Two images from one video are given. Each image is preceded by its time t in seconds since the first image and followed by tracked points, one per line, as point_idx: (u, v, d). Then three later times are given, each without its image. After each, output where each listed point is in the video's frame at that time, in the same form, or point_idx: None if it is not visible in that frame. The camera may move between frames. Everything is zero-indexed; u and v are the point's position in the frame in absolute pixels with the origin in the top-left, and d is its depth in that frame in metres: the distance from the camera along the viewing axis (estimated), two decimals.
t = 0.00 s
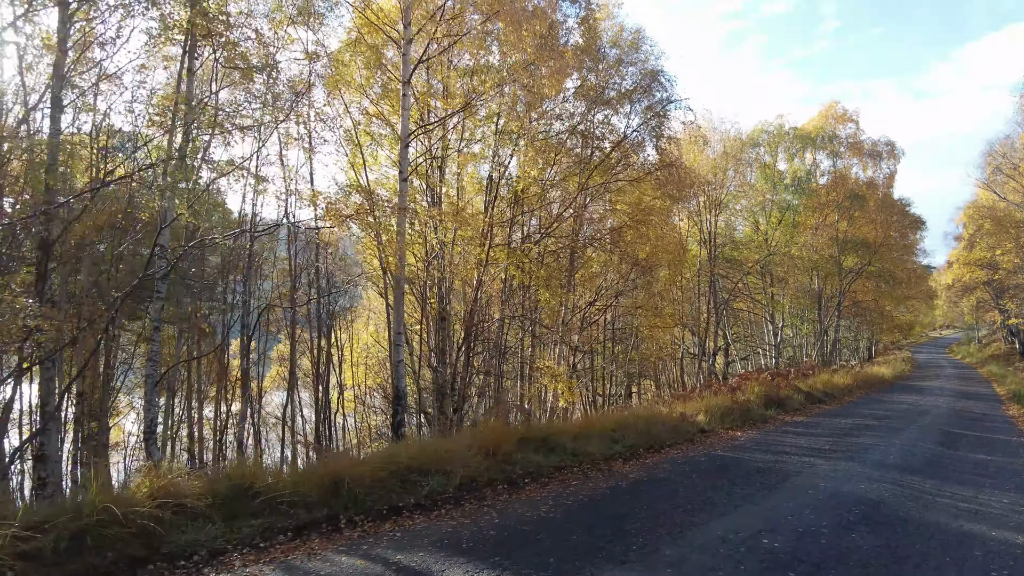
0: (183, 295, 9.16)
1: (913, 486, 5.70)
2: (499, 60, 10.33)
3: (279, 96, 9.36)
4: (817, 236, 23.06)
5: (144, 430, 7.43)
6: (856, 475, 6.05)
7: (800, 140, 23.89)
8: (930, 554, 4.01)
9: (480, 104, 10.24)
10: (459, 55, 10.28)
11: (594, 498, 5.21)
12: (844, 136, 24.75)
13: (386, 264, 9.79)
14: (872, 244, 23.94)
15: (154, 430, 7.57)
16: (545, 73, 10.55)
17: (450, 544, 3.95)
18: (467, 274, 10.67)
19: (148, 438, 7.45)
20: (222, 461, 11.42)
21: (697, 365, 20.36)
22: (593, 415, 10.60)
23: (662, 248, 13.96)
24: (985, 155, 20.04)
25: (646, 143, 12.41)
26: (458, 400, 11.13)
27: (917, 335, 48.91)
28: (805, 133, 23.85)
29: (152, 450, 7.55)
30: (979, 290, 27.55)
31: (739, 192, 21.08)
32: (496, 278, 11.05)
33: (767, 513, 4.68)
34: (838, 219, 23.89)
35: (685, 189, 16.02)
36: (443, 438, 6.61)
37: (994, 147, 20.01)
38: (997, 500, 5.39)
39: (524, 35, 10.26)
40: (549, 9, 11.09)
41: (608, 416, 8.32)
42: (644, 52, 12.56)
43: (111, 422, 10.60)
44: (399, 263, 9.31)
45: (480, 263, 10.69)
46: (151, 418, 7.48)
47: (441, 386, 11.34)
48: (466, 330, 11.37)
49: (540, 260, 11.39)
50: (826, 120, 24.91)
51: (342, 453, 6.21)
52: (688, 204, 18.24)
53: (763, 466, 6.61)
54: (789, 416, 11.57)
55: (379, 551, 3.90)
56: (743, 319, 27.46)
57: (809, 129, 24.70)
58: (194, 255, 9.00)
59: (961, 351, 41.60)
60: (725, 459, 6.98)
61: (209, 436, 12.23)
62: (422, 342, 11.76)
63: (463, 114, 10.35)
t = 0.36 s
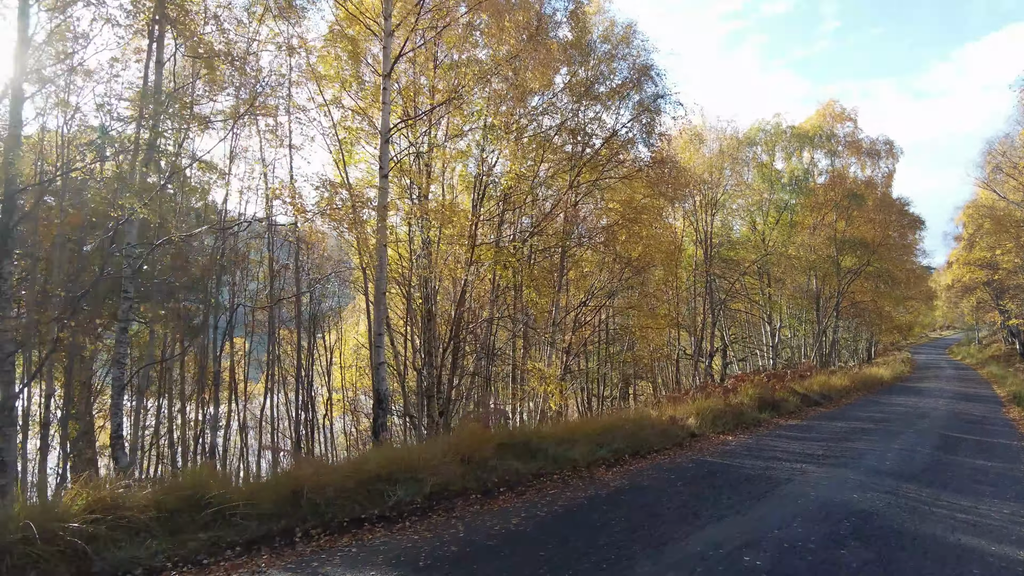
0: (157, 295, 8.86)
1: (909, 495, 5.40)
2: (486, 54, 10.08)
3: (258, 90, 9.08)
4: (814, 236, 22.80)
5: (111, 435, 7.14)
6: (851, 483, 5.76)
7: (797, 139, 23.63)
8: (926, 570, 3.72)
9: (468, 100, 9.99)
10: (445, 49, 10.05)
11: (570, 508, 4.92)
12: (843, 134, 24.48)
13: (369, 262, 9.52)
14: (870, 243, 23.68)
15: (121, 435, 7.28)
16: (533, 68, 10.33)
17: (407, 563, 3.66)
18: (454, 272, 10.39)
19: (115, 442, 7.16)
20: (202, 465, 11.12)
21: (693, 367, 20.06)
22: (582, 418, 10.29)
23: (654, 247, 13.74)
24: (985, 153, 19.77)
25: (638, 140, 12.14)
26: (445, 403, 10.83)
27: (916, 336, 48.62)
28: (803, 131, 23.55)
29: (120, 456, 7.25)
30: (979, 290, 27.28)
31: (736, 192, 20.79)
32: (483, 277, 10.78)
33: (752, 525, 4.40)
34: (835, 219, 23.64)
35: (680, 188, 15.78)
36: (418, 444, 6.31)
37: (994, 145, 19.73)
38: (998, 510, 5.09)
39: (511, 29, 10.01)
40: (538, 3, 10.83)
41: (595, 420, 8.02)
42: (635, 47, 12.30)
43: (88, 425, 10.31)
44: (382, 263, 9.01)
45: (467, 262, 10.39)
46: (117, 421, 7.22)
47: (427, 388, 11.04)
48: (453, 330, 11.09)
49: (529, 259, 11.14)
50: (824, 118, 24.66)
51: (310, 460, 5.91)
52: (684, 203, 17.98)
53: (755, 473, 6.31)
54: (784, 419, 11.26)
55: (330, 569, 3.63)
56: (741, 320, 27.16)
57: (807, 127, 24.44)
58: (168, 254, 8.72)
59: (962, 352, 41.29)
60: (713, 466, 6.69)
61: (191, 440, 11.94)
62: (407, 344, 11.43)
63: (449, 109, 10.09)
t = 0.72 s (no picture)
0: (132, 288, 8.56)
1: (912, 500, 5.05)
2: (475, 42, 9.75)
3: (237, 78, 8.77)
4: (817, 232, 22.41)
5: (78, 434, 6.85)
6: (850, 487, 5.43)
7: (801, 133, 23.21)
8: None
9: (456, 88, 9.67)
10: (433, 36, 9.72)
11: (547, 513, 4.60)
12: (847, 128, 24.05)
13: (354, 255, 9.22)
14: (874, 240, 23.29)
15: (88, 435, 6.98)
16: (524, 56, 10.00)
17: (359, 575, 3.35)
18: (443, 266, 10.08)
19: (81, 441, 6.85)
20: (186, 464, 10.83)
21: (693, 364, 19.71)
22: (573, 417, 9.96)
23: (652, 242, 13.40)
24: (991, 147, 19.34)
25: (634, 130, 11.78)
26: (434, 401, 10.51)
27: (921, 334, 48.09)
28: (806, 125, 23.13)
29: (87, 455, 6.95)
30: (985, 287, 26.83)
31: (737, 186, 20.36)
32: (473, 271, 10.46)
33: (740, 534, 4.06)
34: (839, 214, 23.25)
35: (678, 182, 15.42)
36: (395, 445, 6.01)
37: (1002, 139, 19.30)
38: (1008, 517, 4.73)
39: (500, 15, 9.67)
40: None
41: (584, 419, 7.70)
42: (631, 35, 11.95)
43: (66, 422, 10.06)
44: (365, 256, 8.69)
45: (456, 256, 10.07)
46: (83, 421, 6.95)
47: (415, 386, 10.74)
48: (442, 326, 10.78)
49: (520, 253, 10.82)
50: (828, 112, 24.24)
51: (275, 461, 5.59)
52: (683, 197, 17.62)
53: (749, 475, 5.98)
54: (783, 419, 10.91)
55: None
56: (742, 318, 26.76)
57: (810, 121, 24.01)
58: (144, 246, 8.43)
59: (967, 350, 40.77)
60: (705, 467, 6.35)
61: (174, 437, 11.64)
62: (394, 340, 11.07)
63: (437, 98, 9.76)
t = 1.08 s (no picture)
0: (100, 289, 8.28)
1: (904, 515, 4.75)
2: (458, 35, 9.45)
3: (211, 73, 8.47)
4: (815, 231, 22.10)
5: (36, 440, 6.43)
6: (839, 499, 5.13)
7: (799, 131, 22.87)
8: None
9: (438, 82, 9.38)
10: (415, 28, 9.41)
11: (513, 529, 4.31)
12: (846, 126, 23.71)
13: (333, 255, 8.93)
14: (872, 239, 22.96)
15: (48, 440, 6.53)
16: (509, 50, 9.69)
17: None
18: (426, 266, 9.79)
19: (40, 448, 6.42)
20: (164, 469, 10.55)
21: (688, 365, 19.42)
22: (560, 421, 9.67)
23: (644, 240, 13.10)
24: (993, 145, 19.00)
25: (625, 127, 11.45)
26: (419, 405, 10.20)
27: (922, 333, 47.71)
28: (804, 123, 22.77)
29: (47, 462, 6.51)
30: (986, 287, 26.51)
31: (735, 184, 20.01)
32: (458, 271, 10.17)
33: (717, 556, 3.76)
34: (837, 213, 22.93)
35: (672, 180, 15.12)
36: (363, 453, 5.72)
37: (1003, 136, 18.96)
38: (1007, 532, 4.42)
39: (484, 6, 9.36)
40: None
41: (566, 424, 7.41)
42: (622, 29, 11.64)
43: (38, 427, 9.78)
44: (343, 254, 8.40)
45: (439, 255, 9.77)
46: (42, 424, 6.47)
47: (399, 389, 10.45)
48: (427, 327, 10.48)
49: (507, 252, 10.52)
50: (827, 109, 23.91)
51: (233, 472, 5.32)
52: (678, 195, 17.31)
53: (735, 486, 5.68)
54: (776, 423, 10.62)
55: None
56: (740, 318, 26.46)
57: (809, 119, 23.66)
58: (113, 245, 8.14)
59: (968, 349, 40.40)
60: (689, 476, 6.04)
61: (154, 442, 11.34)
62: (379, 342, 10.77)
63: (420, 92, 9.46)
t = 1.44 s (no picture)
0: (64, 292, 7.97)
1: (891, 528, 4.47)
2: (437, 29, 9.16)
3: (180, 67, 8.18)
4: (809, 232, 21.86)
5: None
6: (824, 510, 4.86)
7: (792, 132, 22.64)
8: None
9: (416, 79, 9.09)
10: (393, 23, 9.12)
11: (470, 546, 4.02)
12: (839, 127, 23.49)
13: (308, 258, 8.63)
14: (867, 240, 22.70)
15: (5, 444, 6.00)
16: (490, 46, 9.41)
17: None
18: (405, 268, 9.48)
19: None
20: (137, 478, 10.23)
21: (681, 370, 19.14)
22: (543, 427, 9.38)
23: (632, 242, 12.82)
24: (987, 145, 18.78)
25: (611, 126, 11.18)
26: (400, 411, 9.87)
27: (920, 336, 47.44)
28: (798, 123, 22.53)
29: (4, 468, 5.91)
30: (982, 289, 26.26)
31: (727, 186, 19.76)
32: (439, 273, 9.86)
33: None
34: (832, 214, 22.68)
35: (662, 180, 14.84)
36: (326, 464, 5.43)
37: (998, 137, 18.75)
38: (999, 547, 4.15)
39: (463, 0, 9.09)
40: None
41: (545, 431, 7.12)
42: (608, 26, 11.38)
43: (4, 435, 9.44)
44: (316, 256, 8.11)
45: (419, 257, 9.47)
46: None
47: (379, 395, 10.13)
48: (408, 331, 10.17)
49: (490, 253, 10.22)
50: (820, 110, 23.69)
51: (186, 484, 5.03)
52: (669, 197, 17.04)
53: (715, 496, 5.40)
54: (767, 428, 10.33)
55: None
56: (734, 320, 26.19)
57: (802, 119, 23.44)
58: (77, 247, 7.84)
59: (965, 352, 40.13)
60: (668, 486, 5.76)
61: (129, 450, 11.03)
62: (358, 347, 10.49)
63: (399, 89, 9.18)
